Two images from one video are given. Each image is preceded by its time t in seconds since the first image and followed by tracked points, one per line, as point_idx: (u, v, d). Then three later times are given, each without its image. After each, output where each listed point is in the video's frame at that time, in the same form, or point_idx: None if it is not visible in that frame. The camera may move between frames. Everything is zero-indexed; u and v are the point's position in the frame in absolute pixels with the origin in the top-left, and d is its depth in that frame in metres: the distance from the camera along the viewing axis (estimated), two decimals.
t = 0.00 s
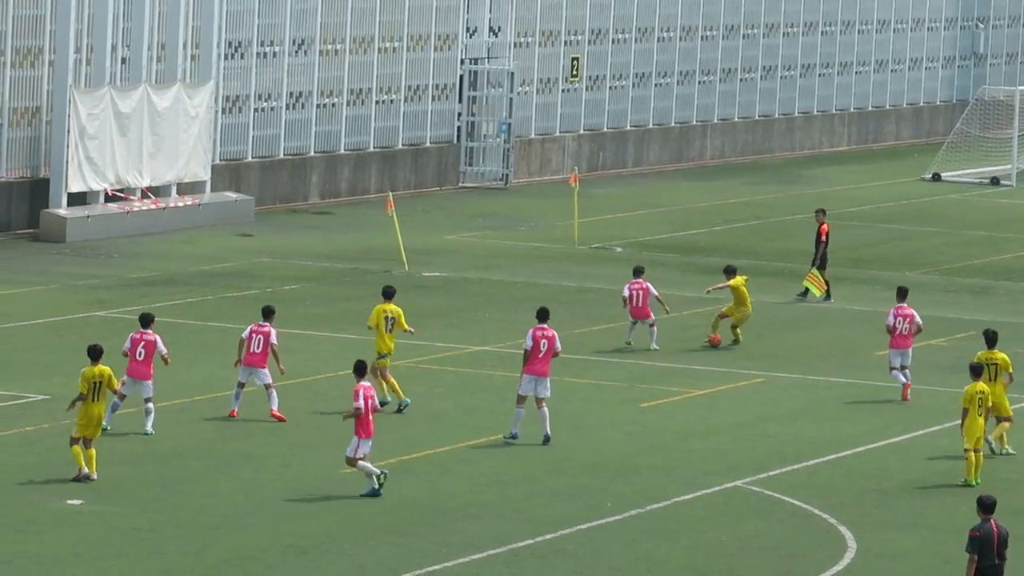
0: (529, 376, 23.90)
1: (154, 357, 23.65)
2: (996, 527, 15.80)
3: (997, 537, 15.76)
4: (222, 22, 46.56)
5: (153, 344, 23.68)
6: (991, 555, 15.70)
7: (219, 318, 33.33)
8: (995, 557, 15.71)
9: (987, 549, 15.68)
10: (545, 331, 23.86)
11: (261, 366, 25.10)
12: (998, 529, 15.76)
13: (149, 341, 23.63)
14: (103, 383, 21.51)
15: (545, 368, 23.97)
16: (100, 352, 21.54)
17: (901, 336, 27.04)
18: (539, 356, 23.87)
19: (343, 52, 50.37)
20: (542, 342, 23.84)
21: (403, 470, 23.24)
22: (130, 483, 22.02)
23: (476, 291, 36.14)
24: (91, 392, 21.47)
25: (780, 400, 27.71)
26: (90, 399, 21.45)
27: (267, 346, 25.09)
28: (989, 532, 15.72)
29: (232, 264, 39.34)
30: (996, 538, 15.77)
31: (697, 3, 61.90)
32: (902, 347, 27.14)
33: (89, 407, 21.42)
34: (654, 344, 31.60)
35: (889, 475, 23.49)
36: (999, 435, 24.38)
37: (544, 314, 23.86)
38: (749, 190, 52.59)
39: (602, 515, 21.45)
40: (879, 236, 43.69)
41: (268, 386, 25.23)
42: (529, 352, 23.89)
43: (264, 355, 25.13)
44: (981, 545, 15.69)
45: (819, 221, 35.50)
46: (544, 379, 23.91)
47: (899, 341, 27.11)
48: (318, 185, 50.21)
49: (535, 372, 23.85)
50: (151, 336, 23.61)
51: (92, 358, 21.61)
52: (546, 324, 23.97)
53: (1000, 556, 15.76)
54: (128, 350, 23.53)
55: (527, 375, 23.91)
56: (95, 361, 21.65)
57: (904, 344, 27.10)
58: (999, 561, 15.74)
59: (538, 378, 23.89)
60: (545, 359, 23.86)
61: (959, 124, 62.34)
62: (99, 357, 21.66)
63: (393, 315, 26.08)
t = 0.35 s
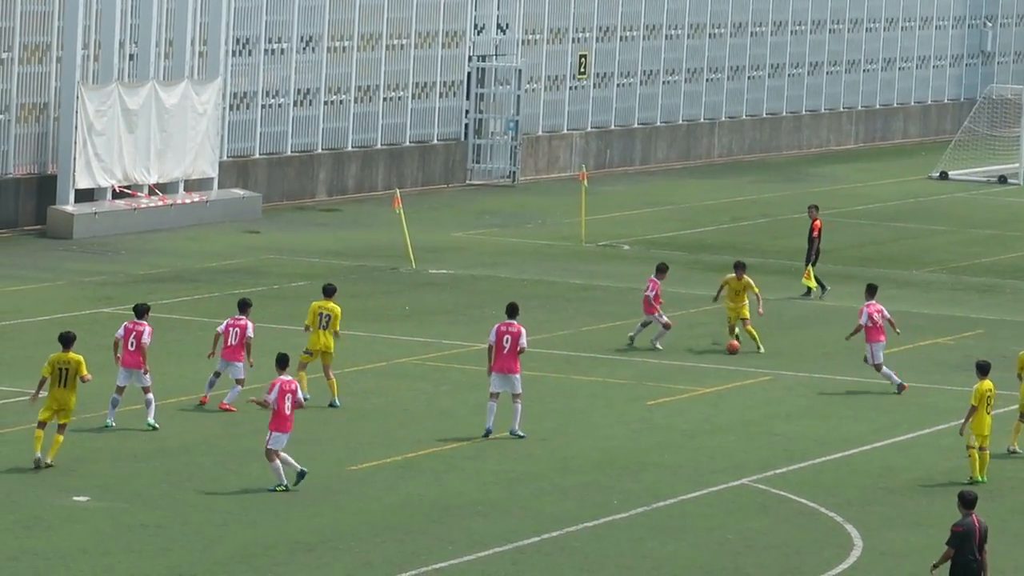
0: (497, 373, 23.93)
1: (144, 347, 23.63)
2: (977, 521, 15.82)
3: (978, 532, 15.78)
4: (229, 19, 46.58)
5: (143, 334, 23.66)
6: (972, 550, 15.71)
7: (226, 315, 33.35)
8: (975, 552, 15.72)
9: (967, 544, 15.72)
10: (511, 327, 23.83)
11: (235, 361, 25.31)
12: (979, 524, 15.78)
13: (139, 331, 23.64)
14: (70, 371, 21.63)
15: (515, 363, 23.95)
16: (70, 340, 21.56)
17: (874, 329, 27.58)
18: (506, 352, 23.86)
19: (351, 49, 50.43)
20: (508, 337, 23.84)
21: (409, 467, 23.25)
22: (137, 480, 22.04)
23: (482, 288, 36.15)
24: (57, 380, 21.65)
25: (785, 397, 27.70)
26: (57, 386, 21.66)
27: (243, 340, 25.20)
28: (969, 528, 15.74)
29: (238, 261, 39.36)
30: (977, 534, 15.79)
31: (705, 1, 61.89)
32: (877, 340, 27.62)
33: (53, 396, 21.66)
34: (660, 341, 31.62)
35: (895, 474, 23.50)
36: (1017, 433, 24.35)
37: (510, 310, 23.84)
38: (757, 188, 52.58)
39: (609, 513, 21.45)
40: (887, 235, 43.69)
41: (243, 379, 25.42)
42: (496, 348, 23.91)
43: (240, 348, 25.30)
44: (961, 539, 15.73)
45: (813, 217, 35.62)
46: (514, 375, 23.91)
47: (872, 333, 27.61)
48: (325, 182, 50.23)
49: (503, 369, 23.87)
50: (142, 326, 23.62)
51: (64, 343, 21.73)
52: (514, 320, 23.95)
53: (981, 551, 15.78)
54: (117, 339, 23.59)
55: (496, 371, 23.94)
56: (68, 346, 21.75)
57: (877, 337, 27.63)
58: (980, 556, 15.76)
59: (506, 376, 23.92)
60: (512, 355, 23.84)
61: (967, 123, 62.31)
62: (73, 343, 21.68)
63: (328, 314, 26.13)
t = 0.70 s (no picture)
0: (474, 373, 24.15)
1: (151, 349, 23.67)
2: (954, 514, 15.91)
3: (955, 525, 15.87)
4: (229, 17, 46.58)
5: (150, 337, 23.70)
6: (949, 543, 15.80)
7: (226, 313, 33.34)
8: (951, 545, 15.81)
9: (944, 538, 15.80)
10: (489, 329, 24.01)
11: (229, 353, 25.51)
12: (957, 517, 15.87)
13: (146, 334, 23.68)
14: (52, 366, 21.78)
15: (492, 366, 24.13)
16: (53, 336, 21.74)
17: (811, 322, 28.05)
18: (483, 354, 24.05)
19: (351, 47, 50.42)
20: (486, 339, 24.02)
21: (408, 466, 23.25)
22: (136, 477, 22.05)
23: (482, 287, 36.16)
24: (38, 373, 21.84)
25: (784, 396, 27.70)
26: (37, 380, 21.84)
27: (235, 332, 25.45)
28: (947, 520, 15.82)
29: (237, 259, 39.35)
30: (953, 527, 15.88)
31: None
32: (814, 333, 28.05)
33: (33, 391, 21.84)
34: (660, 341, 31.63)
35: (894, 473, 23.50)
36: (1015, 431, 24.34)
37: (491, 312, 23.98)
38: (756, 187, 52.58)
39: (608, 511, 21.44)
40: (886, 233, 43.71)
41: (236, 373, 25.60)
42: (475, 350, 24.11)
43: (234, 340, 25.55)
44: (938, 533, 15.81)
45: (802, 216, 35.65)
46: (490, 377, 24.08)
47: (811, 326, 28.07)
48: (324, 180, 50.23)
49: (481, 371, 24.06)
50: (150, 329, 23.66)
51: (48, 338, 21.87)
52: (495, 323, 24.11)
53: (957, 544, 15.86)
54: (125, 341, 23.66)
55: (472, 372, 24.17)
56: (54, 342, 21.89)
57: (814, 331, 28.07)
58: (956, 549, 15.84)
59: (484, 377, 24.11)
60: (487, 357, 24.03)
61: (966, 122, 62.30)
62: (57, 339, 21.83)
63: (270, 304, 26.29)
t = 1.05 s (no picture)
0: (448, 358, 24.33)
1: (159, 344, 23.63)
2: (932, 510, 15.97)
3: (933, 521, 15.92)
4: (228, 14, 46.57)
5: (158, 332, 23.69)
6: (927, 538, 15.86)
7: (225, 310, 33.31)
8: (930, 540, 15.88)
9: (922, 533, 15.87)
10: (466, 316, 24.25)
11: (213, 349, 25.63)
12: (934, 513, 15.93)
13: (155, 329, 23.68)
14: (53, 355, 21.73)
15: (465, 352, 24.32)
16: (53, 326, 21.70)
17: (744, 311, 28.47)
18: (457, 340, 24.26)
19: (351, 45, 50.40)
20: (460, 325, 24.24)
21: (407, 463, 23.23)
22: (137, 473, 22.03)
23: (481, 284, 36.13)
24: (39, 364, 21.83)
25: (783, 394, 27.68)
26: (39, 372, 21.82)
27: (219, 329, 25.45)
28: (925, 516, 15.90)
29: (237, 256, 39.33)
30: (932, 522, 15.94)
31: None
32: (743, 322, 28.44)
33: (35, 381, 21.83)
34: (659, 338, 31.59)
35: (894, 470, 23.48)
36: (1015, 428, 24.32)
37: (468, 299, 24.30)
38: (756, 184, 52.55)
39: (608, 509, 21.42)
40: (885, 231, 43.70)
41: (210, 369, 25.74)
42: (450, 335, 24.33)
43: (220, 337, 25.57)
44: (916, 529, 15.88)
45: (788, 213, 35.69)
46: (463, 362, 24.26)
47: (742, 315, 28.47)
48: (324, 178, 50.21)
49: (454, 355, 24.25)
50: (160, 325, 23.67)
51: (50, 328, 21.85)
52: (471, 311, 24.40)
53: (937, 539, 15.92)
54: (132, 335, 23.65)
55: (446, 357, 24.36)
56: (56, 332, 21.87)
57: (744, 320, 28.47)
58: (936, 544, 15.89)
59: (455, 362, 24.29)
60: (460, 342, 24.22)
61: (966, 119, 62.25)
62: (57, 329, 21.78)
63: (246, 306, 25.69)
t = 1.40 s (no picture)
0: (433, 360, 24.63)
1: (159, 338, 23.63)
2: (927, 505, 16.00)
3: (927, 515, 15.95)
4: (229, 11, 46.55)
5: (158, 326, 23.68)
6: (920, 533, 15.91)
7: (226, 307, 33.33)
8: (924, 535, 15.92)
9: (914, 528, 15.92)
10: (449, 316, 24.52)
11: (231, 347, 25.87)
12: (928, 508, 15.97)
13: (154, 323, 23.65)
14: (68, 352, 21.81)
15: (451, 353, 24.60)
16: (70, 325, 21.68)
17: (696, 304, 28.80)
18: (442, 341, 24.54)
19: (351, 41, 50.40)
20: (444, 326, 24.51)
21: (407, 459, 23.25)
22: (133, 471, 22.06)
23: (482, 280, 36.15)
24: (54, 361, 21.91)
25: (782, 390, 27.70)
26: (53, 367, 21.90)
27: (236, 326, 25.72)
28: (918, 511, 15.93)
29: (238, 252, 39.34)
30: (926, 517, 15.97)
31: None
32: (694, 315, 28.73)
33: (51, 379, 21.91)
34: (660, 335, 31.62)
35: (894, 466, 23.50)
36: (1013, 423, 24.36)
37: (450, 299, 24.52)
38: (756, 181, 52.56)
39: (608, 505, 21.44)
40: (886, 227, 43.72)
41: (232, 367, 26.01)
42: (434, 337, 24.60)
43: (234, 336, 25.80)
44: (909, 524, 15.93)
45: (778, 208, 35.79)
46: (448, 363, 24.56)
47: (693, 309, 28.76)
48: (324, 174, 50.22)
49: (440, 357, 24.55)
50: (158, 319, 23.64)
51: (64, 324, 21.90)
52: (454, 311, 24.66)
53: (930, 534, 15.95)
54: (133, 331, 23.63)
55: (431, 359, 24.65)
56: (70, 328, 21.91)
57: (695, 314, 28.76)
58: (929, 539, 15.92)
59: (441, 364, 24.61)
60: (446, 344, 24.52)
61: (967, 116, 62.28)
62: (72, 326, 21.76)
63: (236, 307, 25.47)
